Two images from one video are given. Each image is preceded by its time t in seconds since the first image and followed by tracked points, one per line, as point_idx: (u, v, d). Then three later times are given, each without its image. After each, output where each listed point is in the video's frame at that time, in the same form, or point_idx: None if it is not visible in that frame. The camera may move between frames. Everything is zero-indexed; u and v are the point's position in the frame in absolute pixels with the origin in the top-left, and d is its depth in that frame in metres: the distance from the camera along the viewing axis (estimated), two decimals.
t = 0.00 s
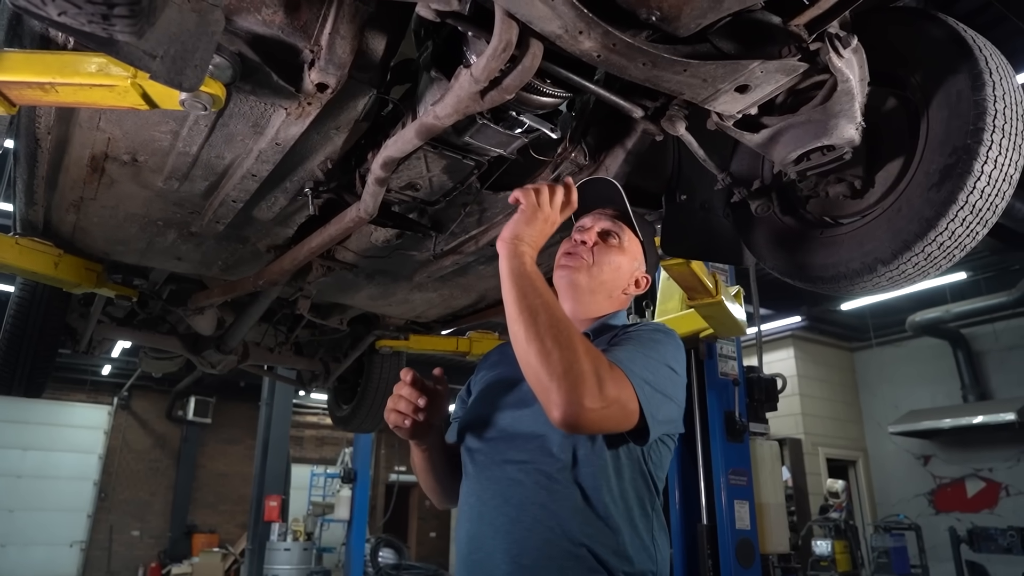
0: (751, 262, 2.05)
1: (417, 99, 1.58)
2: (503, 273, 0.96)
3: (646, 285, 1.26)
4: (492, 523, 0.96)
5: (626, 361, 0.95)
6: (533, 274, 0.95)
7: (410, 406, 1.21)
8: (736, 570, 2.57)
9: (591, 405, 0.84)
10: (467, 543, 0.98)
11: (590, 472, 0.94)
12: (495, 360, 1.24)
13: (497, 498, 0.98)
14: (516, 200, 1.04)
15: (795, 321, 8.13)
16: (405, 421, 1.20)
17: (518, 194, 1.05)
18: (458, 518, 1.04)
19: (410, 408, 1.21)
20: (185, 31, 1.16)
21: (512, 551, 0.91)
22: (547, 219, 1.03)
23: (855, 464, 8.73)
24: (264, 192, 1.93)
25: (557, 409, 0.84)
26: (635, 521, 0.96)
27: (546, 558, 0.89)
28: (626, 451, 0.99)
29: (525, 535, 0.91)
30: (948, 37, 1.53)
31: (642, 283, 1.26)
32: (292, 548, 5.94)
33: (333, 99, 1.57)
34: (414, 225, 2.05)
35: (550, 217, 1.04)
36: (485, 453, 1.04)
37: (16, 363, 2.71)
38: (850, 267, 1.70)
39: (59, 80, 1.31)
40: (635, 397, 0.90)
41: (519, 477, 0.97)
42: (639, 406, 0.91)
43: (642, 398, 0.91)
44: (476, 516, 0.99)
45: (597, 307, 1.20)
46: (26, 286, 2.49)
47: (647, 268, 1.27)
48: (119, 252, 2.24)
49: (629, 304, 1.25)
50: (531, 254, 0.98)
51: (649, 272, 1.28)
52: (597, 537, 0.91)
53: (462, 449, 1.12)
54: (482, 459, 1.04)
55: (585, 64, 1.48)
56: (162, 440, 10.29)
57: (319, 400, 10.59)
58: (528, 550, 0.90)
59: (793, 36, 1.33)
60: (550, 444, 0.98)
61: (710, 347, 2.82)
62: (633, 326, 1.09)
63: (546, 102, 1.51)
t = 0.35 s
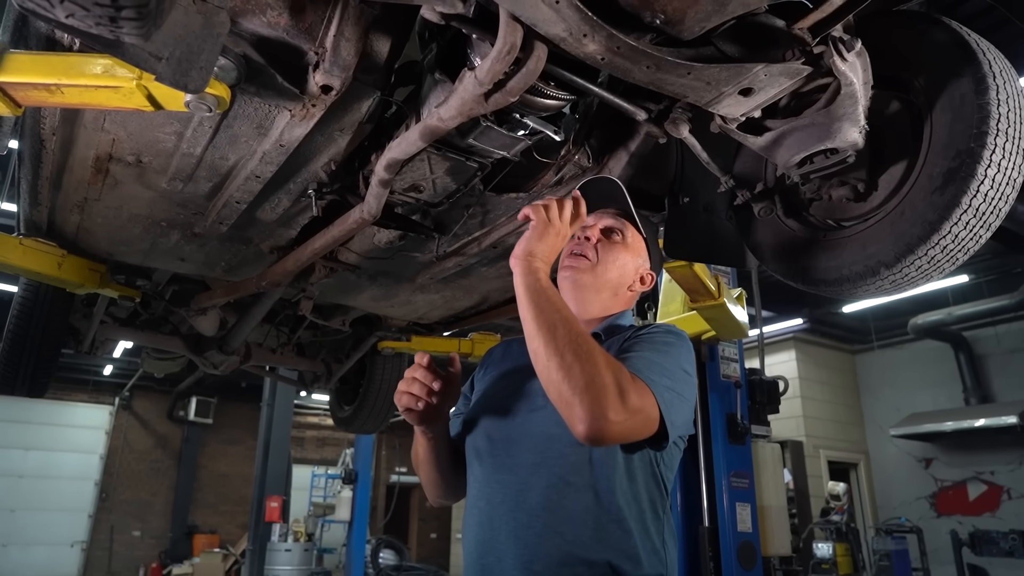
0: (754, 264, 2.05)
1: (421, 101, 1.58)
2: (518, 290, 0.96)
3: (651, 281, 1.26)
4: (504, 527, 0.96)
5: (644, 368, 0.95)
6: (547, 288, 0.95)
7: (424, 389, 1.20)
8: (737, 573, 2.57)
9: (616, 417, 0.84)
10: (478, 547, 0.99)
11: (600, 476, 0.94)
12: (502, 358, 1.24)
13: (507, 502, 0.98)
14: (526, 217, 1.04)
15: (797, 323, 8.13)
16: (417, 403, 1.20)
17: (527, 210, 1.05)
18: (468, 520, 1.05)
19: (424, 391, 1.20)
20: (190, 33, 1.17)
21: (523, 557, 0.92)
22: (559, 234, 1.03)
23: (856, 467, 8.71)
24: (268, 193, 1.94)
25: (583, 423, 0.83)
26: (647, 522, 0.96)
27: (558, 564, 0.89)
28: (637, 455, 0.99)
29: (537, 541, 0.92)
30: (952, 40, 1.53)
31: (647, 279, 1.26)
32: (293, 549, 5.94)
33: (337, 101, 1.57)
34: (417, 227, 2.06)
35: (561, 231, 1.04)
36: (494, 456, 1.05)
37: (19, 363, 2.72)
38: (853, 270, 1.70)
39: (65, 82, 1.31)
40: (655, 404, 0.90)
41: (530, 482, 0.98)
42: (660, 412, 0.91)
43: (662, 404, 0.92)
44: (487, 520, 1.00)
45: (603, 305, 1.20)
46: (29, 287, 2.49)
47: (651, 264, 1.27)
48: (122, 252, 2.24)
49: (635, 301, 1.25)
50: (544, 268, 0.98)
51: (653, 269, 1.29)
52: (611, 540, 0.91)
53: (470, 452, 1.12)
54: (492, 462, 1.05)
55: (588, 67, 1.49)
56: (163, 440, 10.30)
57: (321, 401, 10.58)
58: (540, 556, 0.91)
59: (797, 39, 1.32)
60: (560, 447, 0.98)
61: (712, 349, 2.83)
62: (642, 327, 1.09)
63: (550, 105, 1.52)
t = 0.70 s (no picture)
0: (757, 264, 2.05)
1: (425, 101, 1.58)
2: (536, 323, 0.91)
3: (653, 281, 1.25)
4: (502, 527, 0.96)
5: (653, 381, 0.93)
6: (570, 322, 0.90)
7: (421, 359, 1.22)
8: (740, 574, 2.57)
9: (642, 455, 0.83)
10: (476, 547, 0.99)
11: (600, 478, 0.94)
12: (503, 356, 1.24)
13: (506, 501, 0.98)
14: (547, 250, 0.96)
15: (799, 324, 8.13)
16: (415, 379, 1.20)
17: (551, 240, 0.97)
18: (466, 518, 1.05)
19: (422, 359, 1.22)
20: (194, 34, 1.17)
21: (521, 557, 0.92)
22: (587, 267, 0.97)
23: (859, 467, 8.69)
24: (271, 194, 1.94)
25: (609, 463, 0.81)
26: (646, 521, 0.96)
27: (557, 563, 0.90)
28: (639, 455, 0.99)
29: (534, 541, 0.92)
30: (955, 41, 1.53)
31: (648, 279, 1.24)
32: (295, 549, 5.93)
33: (341, 101, 1.57)
34: (420, 228, 2.06)
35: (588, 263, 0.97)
36: (492, 455, 1.04)
37: (22, 363, 2.72)
38: (856, 271, 1.70)
39: (69, 82, 1.32)
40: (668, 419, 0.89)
41: (528, 481, 0.98)
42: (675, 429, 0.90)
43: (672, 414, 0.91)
44: (485, 519, 1.00)
45: (604, 304, 1.22)
46: (32, 287, 2.50)
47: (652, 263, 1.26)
48: (125, 252, 2.24)
49: (636, 300, 1.26)
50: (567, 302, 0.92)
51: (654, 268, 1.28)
52: (610, 540, 0.91)
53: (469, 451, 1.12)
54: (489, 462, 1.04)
55: (591, 67, 1.48)
56: (165, 440, 10.31)
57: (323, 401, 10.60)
58: (539, 555, 0.91)
59: (800, 40, 1.32)
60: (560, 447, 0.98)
61: (714, 349, 2.82)
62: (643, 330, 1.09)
63: (553, 105, 1.52)
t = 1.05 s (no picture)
0: (758, 264, 2.04)
1: (426, 100, 1.58)
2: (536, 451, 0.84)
3: (654, 281, 1.28)
4: (505, 529, 0.96)
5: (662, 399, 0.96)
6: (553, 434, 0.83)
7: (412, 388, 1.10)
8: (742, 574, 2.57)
9: (697, 502, 0.88)
10: (478, 549, 0.98)
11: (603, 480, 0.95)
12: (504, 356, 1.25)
13: (508, 503, 0.98)
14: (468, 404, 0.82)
15: (801, 324, 8.13)
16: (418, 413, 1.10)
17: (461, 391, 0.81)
18: (466, 522, 1.05)
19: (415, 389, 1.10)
20: (196, 33, 1.17)
21: (525, 560, 0.91)
22: (518, 371, 0.81)
23: (861, 468, 8.68)
24: (273, 193, 1.94)
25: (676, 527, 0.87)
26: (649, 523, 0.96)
27: (562, 566, 0.89)
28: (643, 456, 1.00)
29: (539, 544, 0.92)
30: (959, 40, 1.53)
31: (650, 280, 1.28)
32: (297, 548, 5.94)
33: (342, 101, 1.57)
34: (422, 227, 2.06)
35: (514, 362, 0.81)
36: (495, 458, 1.05)
37: (24, 362, 2.73)
38: (858, 270, 1.70)
39: (70, 82, 1.32)
40: (705, 452, 0.92)
41: (531, 483, 0.98)
42: (712, 461, 0.93)
43: (679, 423, 0.93)
44: (488, 521, 0.99)
45: (607, 303, 1.20)
46: (35, 286, 2.50)
47: (655, 265, 1.30)
48: (127, 252, 2.25)
49: (637, 302, 1.25)
50: (530, 420, 0.82)
51: (657, 269, 1.31)
52: (616, 546, 0.92)
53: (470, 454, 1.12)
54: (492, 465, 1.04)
55: (593, 66, 1.48)
56: (167, 440, 10.34)
57: (325, 401, 10.61)
58: (543, 557, 0.90)
59: (802, 39, 1.32)
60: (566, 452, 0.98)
61: (716, 349, 2.80)
62: (654, 338, 1.11)
63: (554, 105, 1.52)
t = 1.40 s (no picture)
0: (758, 264, 2.04)
1: (426, 100, 1.58)
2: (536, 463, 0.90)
3: (653, 280, 1.29)
4: (510, 530, 0.96)
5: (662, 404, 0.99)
6: (549, 444, 0.90)
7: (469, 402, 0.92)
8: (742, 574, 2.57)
9: (697, 504, 0.90)
10: (479, 550, 0.97)
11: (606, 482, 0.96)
12: (504, 355, 1.24)
13: (513, 505, 0.98)
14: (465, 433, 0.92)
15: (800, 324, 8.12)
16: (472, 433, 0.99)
17: (454, 421, 0.92)
18: (467, 521, 1.04)
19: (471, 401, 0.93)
20: (196, 33, 1.17)
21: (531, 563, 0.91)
22: (498, 388, 0.91)
23: (861, 467, 8.68)
24: (272, 193, 1.94)
25: (678, 529, 0.89)
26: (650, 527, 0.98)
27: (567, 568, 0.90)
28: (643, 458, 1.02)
29: (545, 547, 0.92)
30: (958, 40, 1.53)
31: (649, 279, 1.29)
32: (297, 548, 5.94)
33: (342, 101, 1.57)
34: (421, 227, 2.06)
35: (494, 381, 0.92)
36: (499, 459, 1.05)
37: (24, 363, 2.73)
38: (858, 270, 1.70)
39: (70, 82, 1.32)
40: (706, 456, 0.94)
41: (535, 485, 0.98)
42: (714, 464, 0.96)
43: (679, 428, 0.95)
44: (490, 523, 0.99)
45: (606, 303, 1.20)
46: (34, 287, 2.50)
47: (654, 263, 1.31)
48: (126, 252, 2.25)
49: (637, 301, 1.26)
50: (523, 433, 0.90)
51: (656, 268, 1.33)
52: (618, 547, 0.94)
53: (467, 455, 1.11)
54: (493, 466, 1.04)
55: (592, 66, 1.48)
56: (167, 440, 10.34)
57: (325, 401, 10.61)
58: (548, 559, 0.91)
59: (802, 39, 1.32)
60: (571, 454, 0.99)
61: (716, 349, 2.80)
62: (657, 340, 1.12)
63: (554, 105, 1.52)
